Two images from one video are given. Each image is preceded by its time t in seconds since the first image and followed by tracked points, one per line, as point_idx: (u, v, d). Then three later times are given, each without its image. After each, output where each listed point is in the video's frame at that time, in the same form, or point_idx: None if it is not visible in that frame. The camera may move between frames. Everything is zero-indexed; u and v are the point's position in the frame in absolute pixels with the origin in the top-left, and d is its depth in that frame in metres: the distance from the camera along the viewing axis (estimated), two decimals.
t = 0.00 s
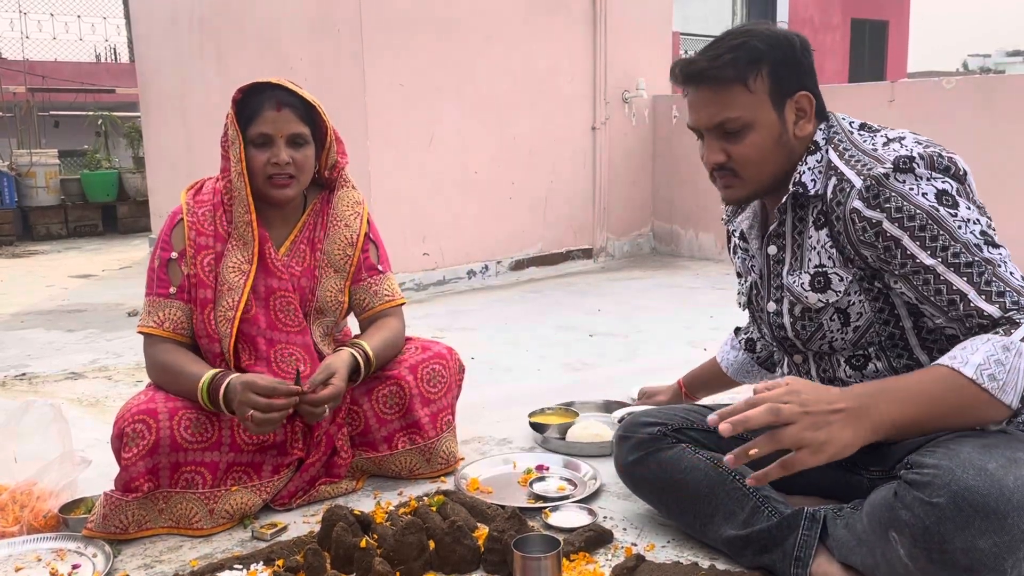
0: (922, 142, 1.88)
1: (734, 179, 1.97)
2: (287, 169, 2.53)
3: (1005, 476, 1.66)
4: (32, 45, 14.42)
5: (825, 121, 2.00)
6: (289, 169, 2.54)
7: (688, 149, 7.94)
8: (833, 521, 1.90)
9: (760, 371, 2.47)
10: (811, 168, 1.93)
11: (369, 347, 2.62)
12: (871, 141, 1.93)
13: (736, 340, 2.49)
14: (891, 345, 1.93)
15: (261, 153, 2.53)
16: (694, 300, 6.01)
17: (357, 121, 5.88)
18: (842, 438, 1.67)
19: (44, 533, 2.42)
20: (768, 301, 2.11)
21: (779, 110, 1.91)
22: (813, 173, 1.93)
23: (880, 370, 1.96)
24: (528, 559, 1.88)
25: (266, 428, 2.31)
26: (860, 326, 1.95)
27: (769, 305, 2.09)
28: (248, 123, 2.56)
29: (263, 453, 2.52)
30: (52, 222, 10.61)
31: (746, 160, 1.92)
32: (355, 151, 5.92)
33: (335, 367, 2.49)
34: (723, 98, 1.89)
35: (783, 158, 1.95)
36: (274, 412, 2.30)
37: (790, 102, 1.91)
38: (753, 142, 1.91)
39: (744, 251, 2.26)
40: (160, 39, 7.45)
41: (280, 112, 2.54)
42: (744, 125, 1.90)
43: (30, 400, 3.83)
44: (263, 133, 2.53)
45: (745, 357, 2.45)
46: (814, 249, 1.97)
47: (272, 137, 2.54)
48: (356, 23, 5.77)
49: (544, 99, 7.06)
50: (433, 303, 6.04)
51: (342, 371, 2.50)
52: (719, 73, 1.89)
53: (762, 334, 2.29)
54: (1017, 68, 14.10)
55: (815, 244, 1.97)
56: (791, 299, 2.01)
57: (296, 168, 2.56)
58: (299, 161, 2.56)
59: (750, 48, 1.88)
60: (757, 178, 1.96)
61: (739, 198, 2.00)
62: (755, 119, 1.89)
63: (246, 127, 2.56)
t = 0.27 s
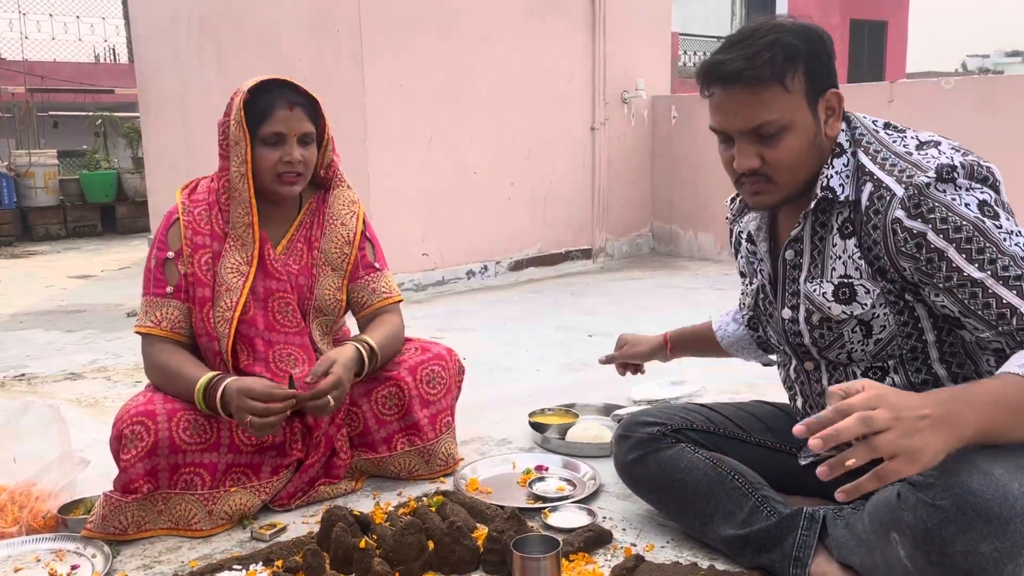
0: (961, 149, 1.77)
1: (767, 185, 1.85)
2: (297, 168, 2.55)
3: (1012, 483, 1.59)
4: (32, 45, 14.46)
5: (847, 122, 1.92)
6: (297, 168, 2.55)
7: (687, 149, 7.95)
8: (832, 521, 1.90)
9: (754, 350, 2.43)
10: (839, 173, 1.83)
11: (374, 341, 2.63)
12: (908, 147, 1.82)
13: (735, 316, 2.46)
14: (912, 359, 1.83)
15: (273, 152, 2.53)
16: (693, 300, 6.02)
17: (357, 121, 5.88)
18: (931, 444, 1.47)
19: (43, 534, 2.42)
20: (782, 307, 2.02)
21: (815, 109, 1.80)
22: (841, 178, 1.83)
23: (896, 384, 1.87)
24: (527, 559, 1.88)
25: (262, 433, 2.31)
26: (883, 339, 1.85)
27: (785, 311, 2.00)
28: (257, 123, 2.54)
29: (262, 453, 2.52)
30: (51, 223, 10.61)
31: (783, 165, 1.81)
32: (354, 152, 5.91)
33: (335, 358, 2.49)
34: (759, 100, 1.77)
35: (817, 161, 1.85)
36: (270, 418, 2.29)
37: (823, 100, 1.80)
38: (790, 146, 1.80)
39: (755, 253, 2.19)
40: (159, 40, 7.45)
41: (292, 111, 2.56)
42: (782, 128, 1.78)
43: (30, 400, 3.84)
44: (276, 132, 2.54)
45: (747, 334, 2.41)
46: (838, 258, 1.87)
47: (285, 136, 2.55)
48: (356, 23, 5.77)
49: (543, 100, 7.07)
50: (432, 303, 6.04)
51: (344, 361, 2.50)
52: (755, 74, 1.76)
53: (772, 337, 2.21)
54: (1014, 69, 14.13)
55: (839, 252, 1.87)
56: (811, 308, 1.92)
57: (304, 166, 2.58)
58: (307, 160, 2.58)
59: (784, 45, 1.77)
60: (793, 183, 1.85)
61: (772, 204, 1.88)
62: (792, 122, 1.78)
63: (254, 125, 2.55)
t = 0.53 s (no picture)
0: (1017, 163, 1.67)
1: (807, 195, 1.70)
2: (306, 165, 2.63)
3: None
4: (31, 45, 14.48)
5: (894, 123, 1.81)
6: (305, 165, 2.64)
7: (686, 149, 7.95)
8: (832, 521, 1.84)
9: (722, 341, 2.33)
10: (890, 185, 1.71)
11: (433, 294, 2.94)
12: (960, 158, 1.71)
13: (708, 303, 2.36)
14: (951, 381, 1.76)
15: (285, 148, 2.58)
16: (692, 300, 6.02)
17: (356, 122, 5.88)
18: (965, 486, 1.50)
19: (41, 534, 2.41)
20: (813, 319, 1.89)
21: (860, 113, 1.65)
22: (892, 191, 1.71)
23: (930, 407, 1.79)
24: (527, 559, 1.88)
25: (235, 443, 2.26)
26: (924, 359, 1.75)
27: (816, 324, 1.87)
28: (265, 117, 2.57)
29: (261, 453, 2.52)
30: (50, 223, 10.61)
31: (826, 174, 1.66)
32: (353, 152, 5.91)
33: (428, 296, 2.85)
34: (803, 104, 1.60)
35: (857, 168, 1.71)
36: (238, 431, 2.23)
37: (869, 103, 1.65)
38: (832, 155, 1.65)
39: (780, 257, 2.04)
40: (158, 40, 7.44)
41: (302, 109, 2.62)
42: (826, 135, 1.63)
43: (29, 400, 3.84)
44: (290, 129, 2.59)
45: (719, 326, 2.33)
46: (881, 274, 1.75)
47: (296, 133, 2.61)
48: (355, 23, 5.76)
49: (542, 100, 7.07)
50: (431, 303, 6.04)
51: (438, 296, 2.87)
52: (799, 77, 1.59)
53: (786, 346, 2.08)
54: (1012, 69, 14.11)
55: (882, 268, 1.75)
56: (849, 324, 1.80)
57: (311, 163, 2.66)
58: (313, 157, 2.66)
59: (831, 44, 1.61)
60: (834, 192, 1.71)
61: (810, 214, 1.74)
62: (836, 129, 1.63)
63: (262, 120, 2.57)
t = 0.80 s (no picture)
0: None
1: (849, 216, 1.58)
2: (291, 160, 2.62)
3: None
4: (29, 45, 14.50)
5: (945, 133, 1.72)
6: (290, 161, 2.62)
7: (686, 150, 7.95)
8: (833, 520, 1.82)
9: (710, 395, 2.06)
10: (951, 200, 1.63)
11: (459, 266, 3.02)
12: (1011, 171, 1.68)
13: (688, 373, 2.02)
14: (998, 402, 1.71)
15: (269, 145, 2.57)
16: (691, 300, 6.02)
17: (355, 122, 5.87)
18: (983, 501, 1.50)
19: (40, 535, 2.41)
20: (855, 339, 1.77)
21: (911, 133, 1.52)
22: (954, 207, 1.63)
23: (975, 428, 1.73)
24: (525, 559, 1.88)
25: (231, 427, 2.25)
26: (977, 381, 1.68)
27: (860, 344, 1.75)
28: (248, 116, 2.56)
29: (261, 451, 2.53)
30: (48, 223, 10.62)
31: (871, 197, 1.54)
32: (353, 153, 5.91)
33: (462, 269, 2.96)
34: (850, 122, 1.48)
35: (905, 189, 1.59)
36: (230, 415, 2.22)
37: (922, 121, 1.53)
38: (878, 177, 1.52)
39: (812, 273, 1.87)
40: (157, 40, 7.44)
41: (284, 105, 2.60)
42: (872, 156, 1.51)
43: (28, 399, 3.84)
44: (274, 126, 2.57)
45: (702, 387, 2.03)
46: (938, 295, 1.66)
47: (280, 129, 2.59)
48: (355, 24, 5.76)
49: (542, 100, 7.07)
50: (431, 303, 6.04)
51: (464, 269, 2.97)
52: (847, 95, 1.46)
53: (807, 365, 1.95)
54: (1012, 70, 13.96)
55: (938, 287, 1.66)
56: (899, 345, 1.70)
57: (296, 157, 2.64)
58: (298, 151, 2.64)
59: (888, 57, 1.48)
60: (878, 216, 1.58)
61: (850, 234, 1.61)
62: (883, 149, 1.51)
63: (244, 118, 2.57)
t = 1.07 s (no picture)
0: None
1: (859, 239, 1.53)
2: (283, 157, 2.62)
3: None
4: (29, 45, 14.51)
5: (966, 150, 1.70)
6: (283, 158, 2.63)
7: (685, 151, 7.95)
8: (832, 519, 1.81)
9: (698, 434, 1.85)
10: (971, 220, 1.62)
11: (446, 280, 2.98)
12: None
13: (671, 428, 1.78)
14: (1007, 418, 1.73)
15: (260, 143, 2.58)
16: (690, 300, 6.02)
17: (355, 122, 5.88)
18: (975, 507, 1.49)
19: (39, 535, 2.41)
20: (865, 355, 1.74)
21: (927, 159, 1.49)
22: (974, 227, 1.62)
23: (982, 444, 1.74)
24: (524, 560, 1.88)
25: (231, 428, 2.24)
26: (988, 400, 1.68)
27: (870, 361, 1.73)
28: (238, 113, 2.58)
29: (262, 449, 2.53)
30: (47, 223, 10.63)
31: (881, 222, 1.50)
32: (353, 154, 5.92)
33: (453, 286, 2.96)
34: (862, 145, 1.44)
35: (917, 216, 1.54)
36: (227, 416, 2.21)
37: (938, 146, 1.49)
38: (888, 201, 1.48)
39: (826, 290, 1.79)
40: (156, 40, 7.45)
41: (275, 102, 2.61)
42: (884, 180, 1.47)
43: (27, 400, 3.84)
44: (263, 123, 2.59)
45: (688, 441, 1.81)
46: (952, 316, 1.65)
47: (270, 126, 2.60)
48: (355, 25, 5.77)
49: (541, 100, 7.07)
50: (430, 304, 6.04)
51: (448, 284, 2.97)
52: (861, 119, 1.42)
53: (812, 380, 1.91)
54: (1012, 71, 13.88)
55: (952, 308, 1.65)
56: (911, 364, 1.68)
57: (289, 155, 2.64)
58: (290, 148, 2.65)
59: (907, 80, 1.43)
60: (888, 242, 1.54)
61: (860, 253, 1.56)
62: (895, 174, 1.47)
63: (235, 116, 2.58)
